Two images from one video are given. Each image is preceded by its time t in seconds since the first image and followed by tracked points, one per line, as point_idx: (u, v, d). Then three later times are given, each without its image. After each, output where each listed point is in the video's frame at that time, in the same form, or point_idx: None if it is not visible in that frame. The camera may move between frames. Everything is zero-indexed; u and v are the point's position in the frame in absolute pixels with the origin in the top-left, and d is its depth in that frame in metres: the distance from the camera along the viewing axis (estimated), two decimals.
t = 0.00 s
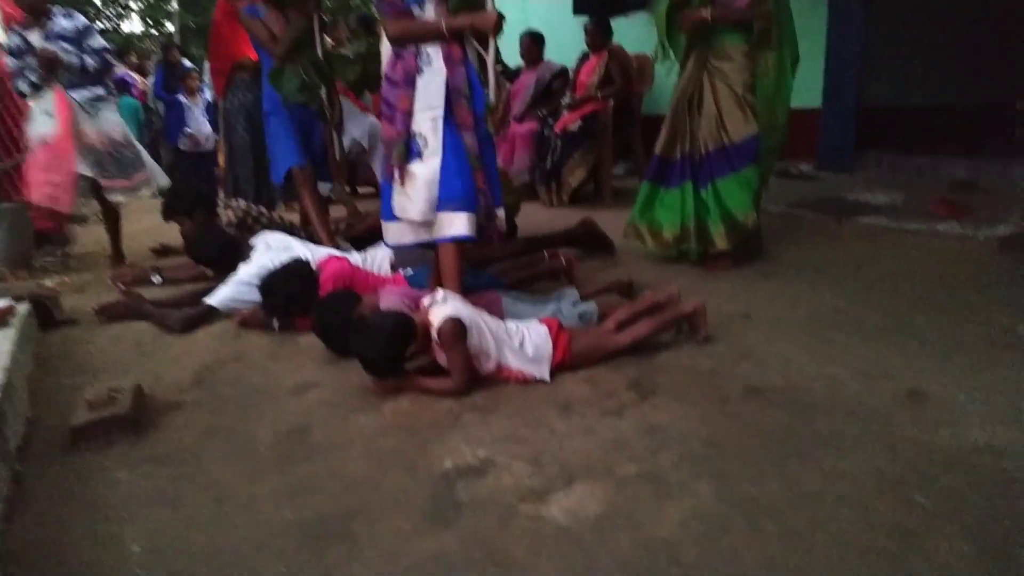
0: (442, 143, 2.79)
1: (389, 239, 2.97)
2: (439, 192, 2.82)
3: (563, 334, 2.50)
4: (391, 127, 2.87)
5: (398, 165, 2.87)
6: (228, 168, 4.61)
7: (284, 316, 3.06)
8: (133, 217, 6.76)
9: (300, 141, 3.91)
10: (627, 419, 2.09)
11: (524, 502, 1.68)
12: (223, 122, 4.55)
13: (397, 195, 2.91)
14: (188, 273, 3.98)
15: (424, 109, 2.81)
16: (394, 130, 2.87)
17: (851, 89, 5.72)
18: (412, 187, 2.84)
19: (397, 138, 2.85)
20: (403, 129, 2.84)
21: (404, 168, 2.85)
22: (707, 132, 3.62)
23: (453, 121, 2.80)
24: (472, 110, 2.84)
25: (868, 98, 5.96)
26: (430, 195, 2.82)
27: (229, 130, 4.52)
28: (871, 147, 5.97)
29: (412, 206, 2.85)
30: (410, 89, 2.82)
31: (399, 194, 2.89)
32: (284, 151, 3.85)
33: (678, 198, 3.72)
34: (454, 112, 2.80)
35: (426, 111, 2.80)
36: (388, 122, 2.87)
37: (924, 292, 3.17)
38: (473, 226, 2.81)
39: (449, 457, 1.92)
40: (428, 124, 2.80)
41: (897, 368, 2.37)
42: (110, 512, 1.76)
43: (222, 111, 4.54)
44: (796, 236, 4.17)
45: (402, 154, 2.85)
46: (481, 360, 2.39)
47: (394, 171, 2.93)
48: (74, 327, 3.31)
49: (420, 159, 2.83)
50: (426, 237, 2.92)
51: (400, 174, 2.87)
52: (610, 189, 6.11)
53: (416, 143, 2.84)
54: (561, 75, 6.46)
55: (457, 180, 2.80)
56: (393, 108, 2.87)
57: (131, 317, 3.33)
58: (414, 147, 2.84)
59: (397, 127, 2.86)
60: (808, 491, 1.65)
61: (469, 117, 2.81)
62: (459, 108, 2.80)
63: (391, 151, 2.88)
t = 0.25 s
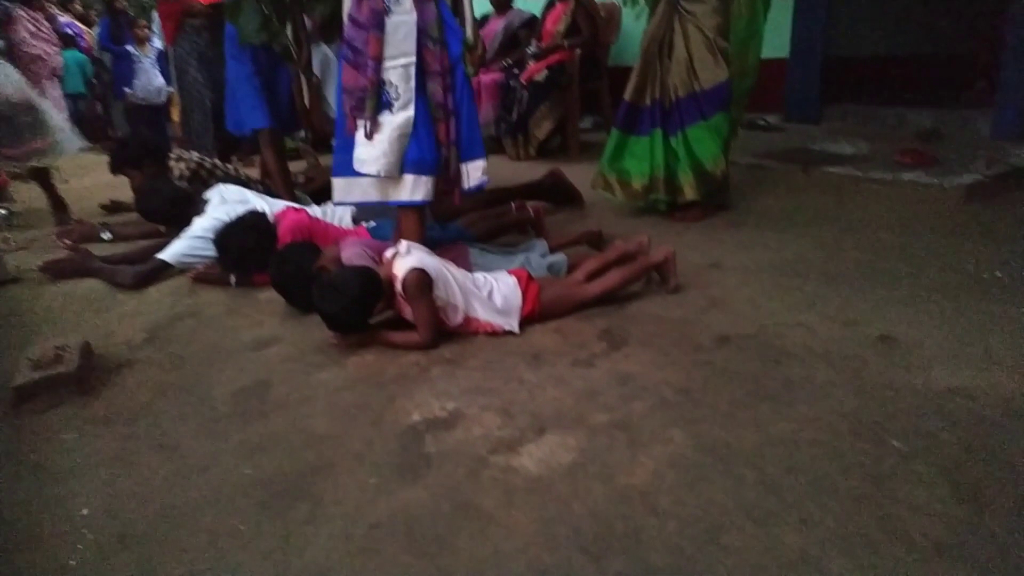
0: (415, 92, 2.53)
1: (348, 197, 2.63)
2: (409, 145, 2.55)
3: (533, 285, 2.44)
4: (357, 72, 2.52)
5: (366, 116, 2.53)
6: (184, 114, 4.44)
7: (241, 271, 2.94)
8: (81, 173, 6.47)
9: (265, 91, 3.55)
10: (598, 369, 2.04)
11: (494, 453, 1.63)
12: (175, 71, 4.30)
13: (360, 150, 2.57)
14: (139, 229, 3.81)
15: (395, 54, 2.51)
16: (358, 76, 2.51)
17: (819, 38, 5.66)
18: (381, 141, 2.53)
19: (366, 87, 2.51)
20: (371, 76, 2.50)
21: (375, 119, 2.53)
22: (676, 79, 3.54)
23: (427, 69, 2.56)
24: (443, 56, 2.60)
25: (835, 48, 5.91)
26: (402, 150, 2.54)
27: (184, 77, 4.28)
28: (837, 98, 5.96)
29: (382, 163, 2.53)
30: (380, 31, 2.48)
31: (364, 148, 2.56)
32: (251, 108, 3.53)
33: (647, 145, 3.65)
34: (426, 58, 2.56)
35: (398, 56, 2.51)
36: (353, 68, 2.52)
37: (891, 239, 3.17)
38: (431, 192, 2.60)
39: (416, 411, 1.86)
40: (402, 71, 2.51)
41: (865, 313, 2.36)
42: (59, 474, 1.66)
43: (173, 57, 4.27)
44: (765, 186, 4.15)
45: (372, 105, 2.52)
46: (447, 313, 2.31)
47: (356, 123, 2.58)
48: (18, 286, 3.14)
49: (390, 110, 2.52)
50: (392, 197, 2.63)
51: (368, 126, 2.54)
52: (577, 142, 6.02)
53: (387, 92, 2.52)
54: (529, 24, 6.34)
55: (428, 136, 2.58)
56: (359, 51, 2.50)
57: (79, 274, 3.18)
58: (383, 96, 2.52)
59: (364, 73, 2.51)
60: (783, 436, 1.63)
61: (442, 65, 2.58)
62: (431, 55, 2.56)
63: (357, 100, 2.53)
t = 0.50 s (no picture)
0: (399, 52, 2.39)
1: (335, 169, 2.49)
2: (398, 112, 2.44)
3: (511, 256, 2.39)
4: (335, 34, 2.39)
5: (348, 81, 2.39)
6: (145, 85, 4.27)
7: (210, 245, 2.84)
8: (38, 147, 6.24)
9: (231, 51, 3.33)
10: (581, 341, 2.01)
11: (478, 427, 1.60)
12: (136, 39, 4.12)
13: (345, 118, 2.43)
14: (101, 203, 3.68)
15: (374, 12, 2.37)
16: (336, 38, 2.39)
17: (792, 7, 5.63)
18: (367, 107, 2.39)
19: (346, 48, 2.37)
20: (351, 36, 2.36)
21: (359, 84, 2.39)
22: (653, 46, 3.49)
23: (408, 25, 2.40)
24: (426, 11, 2.44)
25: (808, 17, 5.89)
26: (391, 116, 2.41)
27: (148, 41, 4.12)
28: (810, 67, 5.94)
29: (369, 129, 2.39)
30: None
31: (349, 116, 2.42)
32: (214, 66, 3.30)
33: (624, 114, 3.62)
34: (407, 14, 2.40)
35: (377, 14, 2.37)
36: (330, 30, 2.39)
37: (867, 206, 3.17)
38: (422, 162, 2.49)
39: (396, 385, 1.81)
40: (383, 29, 2.37)
41: (845, 282, 2.36)
42: (22, 456, 1.59)
43: (133, 25, 4.11)
44: (740, 155, 4.13)
45: (354, 67, 2.37)
46: (425, 287, 2.26)
47: (338, 89, 2.44)
48: None
49: (374, 73, 2.39)
50: (382, 169, 2.51)
51: (351, 92, 2.40)
52: (550, 112, 5.96)
53: (368, 53, 2.39)
54: None
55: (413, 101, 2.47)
56: (335, 11, 2.38)
57: (38, 250, 3.05)
58: (366, 58, 2.39)
59: (342, 33, 2.37)
60: (769, 405, 1.62)
61: (424, 20, 2.43)
62: (411, 9, 2.40)
63: (337, 64, 2.39)
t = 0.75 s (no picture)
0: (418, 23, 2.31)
1: (339, 149, 2.34)
2: (416, 89, 2.36)
3: (517, 235, 2.35)
4: (349, 4, 2.26)
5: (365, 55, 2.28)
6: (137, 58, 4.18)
7: (207, 224, 2.78)
8: (25, 123, 6.12)
9: (220, 8, 3.22)
10: (591, 321, 1.98)
11: (491, 411, 1.57)
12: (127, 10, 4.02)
13: (361, 95, 2.32)
14: (94, 180, 3.60)
15: None
16: (351, 8, 2.25)
17: None
18: (389, 83, 2.30)
19: (363, 19, 2.26)
20: (368, 6, 2.25)
21: (377, 58, 2.28)
22: (657, 18, 3.42)
23: None
24: None
25: None
26: (410, 92, 2.34)
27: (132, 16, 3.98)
28: (811, 42, 5.87)
29: (388, 106, 2.32)
30: None
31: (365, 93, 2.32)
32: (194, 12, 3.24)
33: (627, 90, 3.56)
34: None
35: None
36: None
37: (874, 183, 3.13)
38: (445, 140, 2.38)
39: (405, 367, 1.77)
40: None
41: (855, 261, 2.33)
42: (24, 442, 1.55)
43: None
44: (743, 132, 4.08)
45: (372, 40, 2.27)
46: (430, 268, 2.21)
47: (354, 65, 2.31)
48: None
49: (391, 46, 2.30)
50: (393, 150, 2.41)
51: (369, 67, 2.29)
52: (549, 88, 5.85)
53: (385, 25, 2.28)
54: None
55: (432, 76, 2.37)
56: None
57: (30, 229, 2.98)
58: (383, 30, 2.28)
59: (358, 3, 2.25)
60: (785, 389, 1.60)
61: None
62: None
63: (353, 36, 2.27)
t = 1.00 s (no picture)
0: (444, 20, 2.22)
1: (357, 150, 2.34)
2: (442, 88, 2.32)
3: (529, 235, 2.32)
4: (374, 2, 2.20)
5: (388, 55, 2.24)
6: (139, 50, 4.13)
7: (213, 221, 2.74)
8: (23, 114, 6.05)
9: None
10: (607, 324, 1.95)
11: (511, 420, 1.54)
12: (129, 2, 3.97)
13: (387, 96, 2.30)
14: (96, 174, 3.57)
15: None
16: (375, 7, 2.20)
17: None
18: (413, 84, 2.26)
19: (386, 17, 2.20)
20: (392, 5, 2.19)
21: (401, 57, 2.23)
22: (667, 9, 3.36)
23: None
24: None
25: None
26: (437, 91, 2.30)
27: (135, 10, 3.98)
28: (817, 32, 5.81)
29: (411, 106, 2.28)
30: None
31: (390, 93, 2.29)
32: None
33: (637, 82, 3.51)
34: None
35: None
36: None
37: (887, 178, 3.09)
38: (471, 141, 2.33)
39: (420, 373, 1.75)
40: None
41: (872, 260, 2.30)
42: (34, 453, 1.52)
43: None
44: (752, 125, 4.03)
45: (396, 39, 2.22)
46: (442, 268, 2.18)
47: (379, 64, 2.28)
48: None
49: (416, 45, 2.24)
50: (417, 148, 2.40)
51: (394, 66, 2.25)
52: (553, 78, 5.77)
53: (410, 22, 2.22)
54: None
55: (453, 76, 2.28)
56: None
57: (33, 226, 2.94)
58: (408, 27, 2.22)
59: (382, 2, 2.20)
60: (809, 397, 1.57)
61: None
62: None
63: (377, 35, 2.23)
